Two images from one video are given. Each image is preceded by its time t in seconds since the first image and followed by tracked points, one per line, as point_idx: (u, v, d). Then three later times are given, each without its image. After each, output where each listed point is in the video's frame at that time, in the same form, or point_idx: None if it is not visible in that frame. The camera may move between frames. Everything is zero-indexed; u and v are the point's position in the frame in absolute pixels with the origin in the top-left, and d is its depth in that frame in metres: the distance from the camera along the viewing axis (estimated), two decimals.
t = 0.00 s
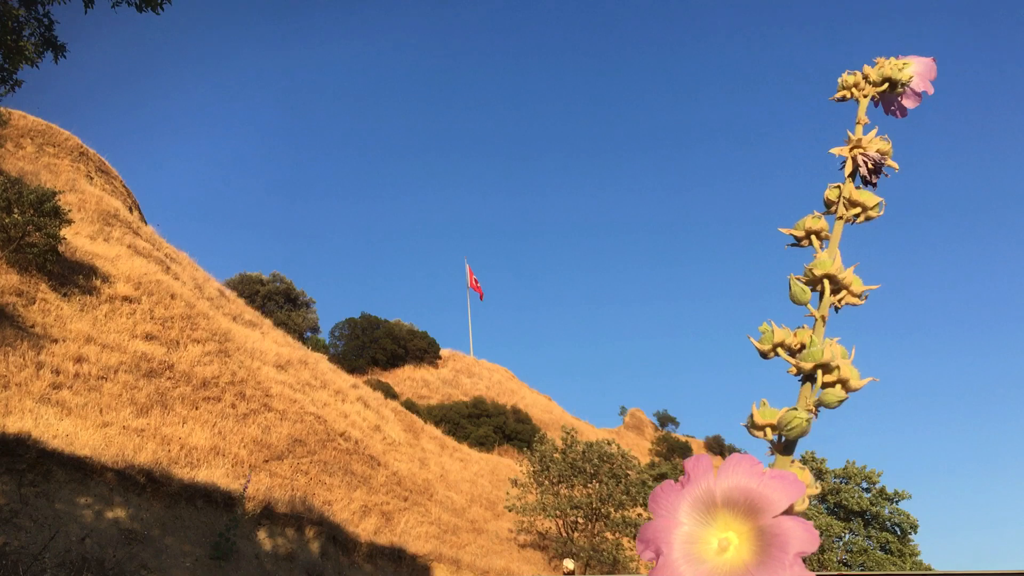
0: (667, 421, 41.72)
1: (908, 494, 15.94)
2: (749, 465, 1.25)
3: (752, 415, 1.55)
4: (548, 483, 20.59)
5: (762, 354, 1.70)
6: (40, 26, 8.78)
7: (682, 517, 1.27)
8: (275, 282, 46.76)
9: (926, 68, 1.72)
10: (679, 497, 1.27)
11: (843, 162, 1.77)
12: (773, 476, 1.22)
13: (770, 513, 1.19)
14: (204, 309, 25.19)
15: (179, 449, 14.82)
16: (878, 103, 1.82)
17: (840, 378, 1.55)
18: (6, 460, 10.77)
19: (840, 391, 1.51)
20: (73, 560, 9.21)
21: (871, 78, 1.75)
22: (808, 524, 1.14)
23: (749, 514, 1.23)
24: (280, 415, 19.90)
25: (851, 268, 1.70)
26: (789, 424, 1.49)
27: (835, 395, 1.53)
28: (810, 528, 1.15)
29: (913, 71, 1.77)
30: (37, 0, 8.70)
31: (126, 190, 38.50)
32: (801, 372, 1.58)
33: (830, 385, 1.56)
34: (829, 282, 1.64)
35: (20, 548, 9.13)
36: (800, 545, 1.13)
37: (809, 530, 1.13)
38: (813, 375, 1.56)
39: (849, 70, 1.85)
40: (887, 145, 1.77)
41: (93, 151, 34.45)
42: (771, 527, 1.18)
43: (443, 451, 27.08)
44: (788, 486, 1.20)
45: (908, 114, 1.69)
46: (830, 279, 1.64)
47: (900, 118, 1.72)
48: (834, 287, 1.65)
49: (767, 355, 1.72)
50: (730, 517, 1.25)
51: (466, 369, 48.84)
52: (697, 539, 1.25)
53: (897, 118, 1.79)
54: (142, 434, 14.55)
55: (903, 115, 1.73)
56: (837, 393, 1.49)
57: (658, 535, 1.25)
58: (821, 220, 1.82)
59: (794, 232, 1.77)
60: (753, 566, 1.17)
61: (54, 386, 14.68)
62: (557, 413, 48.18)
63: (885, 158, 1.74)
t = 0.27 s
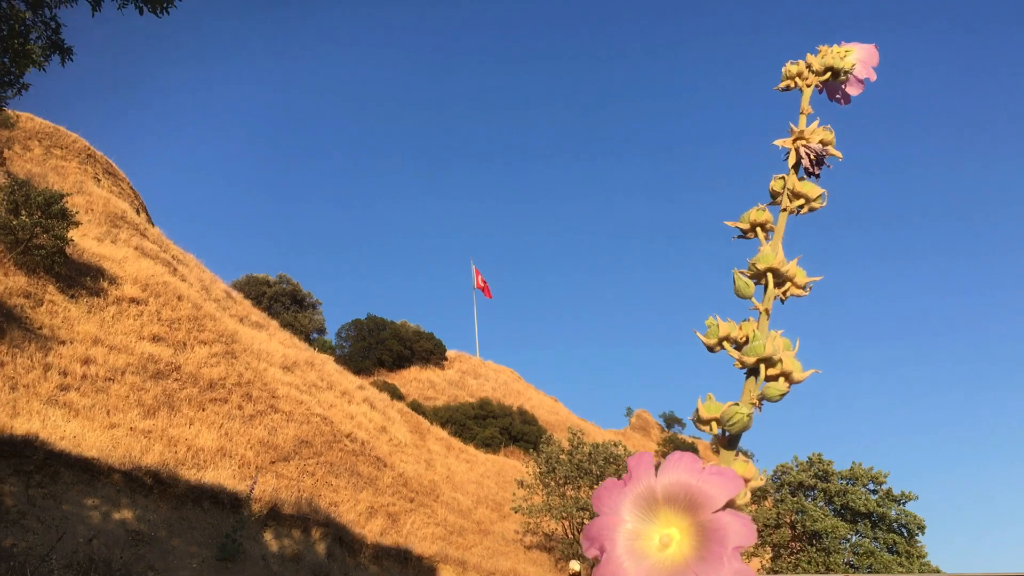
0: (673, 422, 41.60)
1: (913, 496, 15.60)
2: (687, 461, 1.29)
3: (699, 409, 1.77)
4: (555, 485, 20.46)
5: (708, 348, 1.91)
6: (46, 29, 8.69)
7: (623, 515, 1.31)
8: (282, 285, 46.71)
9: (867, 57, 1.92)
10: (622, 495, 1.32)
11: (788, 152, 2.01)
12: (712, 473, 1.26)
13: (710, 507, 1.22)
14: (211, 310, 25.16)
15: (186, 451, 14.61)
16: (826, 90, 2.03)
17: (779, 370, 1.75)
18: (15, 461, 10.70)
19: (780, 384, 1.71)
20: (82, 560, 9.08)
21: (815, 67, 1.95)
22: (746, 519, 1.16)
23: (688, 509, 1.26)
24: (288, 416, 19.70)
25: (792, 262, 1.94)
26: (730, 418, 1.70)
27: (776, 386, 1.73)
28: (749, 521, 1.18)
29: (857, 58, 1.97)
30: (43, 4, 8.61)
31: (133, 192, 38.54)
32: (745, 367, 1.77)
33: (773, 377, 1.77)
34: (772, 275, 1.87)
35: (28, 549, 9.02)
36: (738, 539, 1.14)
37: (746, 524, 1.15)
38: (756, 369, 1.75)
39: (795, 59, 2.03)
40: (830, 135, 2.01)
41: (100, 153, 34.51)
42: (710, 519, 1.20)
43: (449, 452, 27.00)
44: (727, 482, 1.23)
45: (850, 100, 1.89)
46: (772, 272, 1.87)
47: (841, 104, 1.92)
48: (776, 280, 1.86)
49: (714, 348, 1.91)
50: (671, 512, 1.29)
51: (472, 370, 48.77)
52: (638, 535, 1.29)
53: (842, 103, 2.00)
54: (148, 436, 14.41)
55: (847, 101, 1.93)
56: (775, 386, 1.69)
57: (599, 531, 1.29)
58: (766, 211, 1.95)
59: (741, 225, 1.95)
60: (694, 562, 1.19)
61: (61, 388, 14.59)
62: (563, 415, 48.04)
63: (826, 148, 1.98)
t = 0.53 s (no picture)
0: (685, 421, 41.31)
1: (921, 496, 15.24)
2: (673, 442, 1.24)
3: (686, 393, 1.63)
4: (565, 485, 20.27)
5: (697, 330, 1.76)
6: (59, 28, 8.56)
7: (609, 499, 1.28)
8: (293, 283, 46.72)
9: (864, 35, 1.74)
10: (606, 477, 1.28)
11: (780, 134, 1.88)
12: (698, 452, 1.21)
13: (696, 488, 1.17)
14: (222, 309, 25.14)
15: (198, 449, 14.51)
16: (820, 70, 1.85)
17: (772, 352, 1.61)
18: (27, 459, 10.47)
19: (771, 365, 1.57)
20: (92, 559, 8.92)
21: (810, 47, 1.78)
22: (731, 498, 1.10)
23: (674, 490, 1.21)
24: (298, 414, 19.57)
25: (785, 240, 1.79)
26: (717, 400, 1.56)
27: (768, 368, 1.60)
28: (735, 502, 1.12)
29: (853, 38, 1.79)
30: (56, 4, 8.47)
31: (145, 192, 38.55)
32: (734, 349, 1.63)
33: (763, 360, 1.62)
34: (763, 255, 1.71)
35: (39, 547, 8.89)
36: (721, 520, 1.08)
37: (730, 504, 1.10)
38: (745, 351, 1.61)
39: (787, 41, 1.86)
40: (824, 113, 1.88)
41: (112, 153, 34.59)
42: (694, 501, 1.15)
43: (458, 451, 26.88)
44: (713, 461, 1.18)
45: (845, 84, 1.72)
46: (763, 253, 1.71)
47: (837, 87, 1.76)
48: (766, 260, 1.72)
49: (703, 331, 1.77)
50: (656, 494, 1.24)
51: (482, 369, 48.64)
52: (624, 518, 1.25)
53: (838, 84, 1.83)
54: (161, 434, 14.30)
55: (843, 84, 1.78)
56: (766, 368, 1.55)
57: (583, 514, 1.25)
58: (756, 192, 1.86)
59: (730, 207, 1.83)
60: (678, 544, 1.13)
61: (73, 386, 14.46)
62: (573, 414, 47.84)
63: (821, 128, 1.86)
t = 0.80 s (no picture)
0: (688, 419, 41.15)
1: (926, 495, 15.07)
2: (675, 434, 1.17)
3: (689, 386, 1.54)
4: (568, 483, 20.20)
5: (699, 322, 1.68)
6: (62, 25, 8.52)
7: (607, 493, 1.21)
8: (297, 281, 46.73)
9: (871, 17, 1.65)
10: (605, 471, 1.21)
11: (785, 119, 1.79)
12: (701, 446, 1.13)
13: (698, 485, 1.10)
14: (226, 306, 25.12)
15: (201, 446, 14.46)
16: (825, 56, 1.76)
17: (778, 346, 1.54)
18: (31, 455, 10.45)
19: (777, 358, 1.49)
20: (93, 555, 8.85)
21: (815, 30, 1.69)
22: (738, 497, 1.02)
23: (676, 486, 1.14)
24: (302, 412, 19.50)
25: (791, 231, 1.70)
26: (720, 394, 1.47)
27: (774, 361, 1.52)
28: (737, 498, 1.05)
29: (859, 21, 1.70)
30: None
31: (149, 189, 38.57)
32: (738, 341, 1.55)
33: (768, 352, 1.54)
34: (768, 245, 1.63)
35: (42, 543, 8.76)
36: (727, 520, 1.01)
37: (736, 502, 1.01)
38: (750, 343, 1.53)
39: (794, 25, 1.78)
40: (830, 100, 1.80)
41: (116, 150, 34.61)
42: (697, 497, 1.08)
43: (462, 449, 26.82)
44: (717, 455, 1.10)
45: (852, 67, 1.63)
46: (768, 243, 1.62)
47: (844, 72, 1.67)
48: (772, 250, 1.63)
49: (706, 322, 1.69)
50: (657, 490, 1.17)
51: (485, 367, 48.58)
52: (624, 515, 1.18)
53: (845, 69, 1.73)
54: (165, 431, 14.23)
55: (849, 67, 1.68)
56: (772, 361, 1.47)
57: (580, 510, 1.18)
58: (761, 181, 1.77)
59: (734, 194, 1.76)
60: (680, 543, 1.06)
61: (76, 383, 14.39)
62: (577, 412, 47.77)
63: (827, 115, 1.77)
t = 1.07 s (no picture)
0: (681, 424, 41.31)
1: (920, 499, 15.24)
2: (678, 429, 1.27)
3: (694, 368, 1.68)
4: (560, 487, 20.31)
5: (708, 301, 1.86)
6: (54, 26, 8.57)
7: (605, 481, 1.30)
8: (289, 283, 46.74)
9: None
10: (604, 460, 1.29)
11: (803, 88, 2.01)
12: (702, 439, 1.24)
13: (701, 477, 1.21)
14: (219, 308, 25.17)
15: (193, 448, 14.50)
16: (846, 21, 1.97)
17: (786, 329, 1.71)
18: (22, 457, 10.55)
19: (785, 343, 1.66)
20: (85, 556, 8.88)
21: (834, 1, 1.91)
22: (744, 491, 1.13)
23: (678, 478, 1.25)
24: (294, 414, 19.59)
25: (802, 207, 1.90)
26: (725, 376, 1.62)
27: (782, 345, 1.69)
28: (741, 491, 1.15)
29: None
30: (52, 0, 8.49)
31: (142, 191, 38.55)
32: (745, 324, 1.73)
33: (776, 333, 1.72)
34: (779, 220, 1.84)
35: (32, 545, 8.79)
36: (731, 512, 1.11)
37: (740, 496, 1.12)
38: (759, 323, 1.71)
39: None
40: (846, 69, 2.01)
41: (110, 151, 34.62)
42: (699, 490, 1.19)
43: (455, 452, 26.91)
44: (718, 450, 1.21)
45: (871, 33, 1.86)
46: (779, 219, 1.83)
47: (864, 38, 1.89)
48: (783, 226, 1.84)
49: (714, 301, 1.87)
50: (658, 481, 1.27)
51: (478, 370, 48.68)
52: (625, 505, 1.28)
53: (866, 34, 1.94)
54: (156, 433, 14.29)
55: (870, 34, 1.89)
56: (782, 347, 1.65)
57: (579, 496, 1.27)
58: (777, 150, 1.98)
59: (750, 166, 1.97)
60: (683, 535, 1.17)
61: (68, 385, 14.45)
62: (569, 416, 47.92)
63: (842, 84, 1.98)
